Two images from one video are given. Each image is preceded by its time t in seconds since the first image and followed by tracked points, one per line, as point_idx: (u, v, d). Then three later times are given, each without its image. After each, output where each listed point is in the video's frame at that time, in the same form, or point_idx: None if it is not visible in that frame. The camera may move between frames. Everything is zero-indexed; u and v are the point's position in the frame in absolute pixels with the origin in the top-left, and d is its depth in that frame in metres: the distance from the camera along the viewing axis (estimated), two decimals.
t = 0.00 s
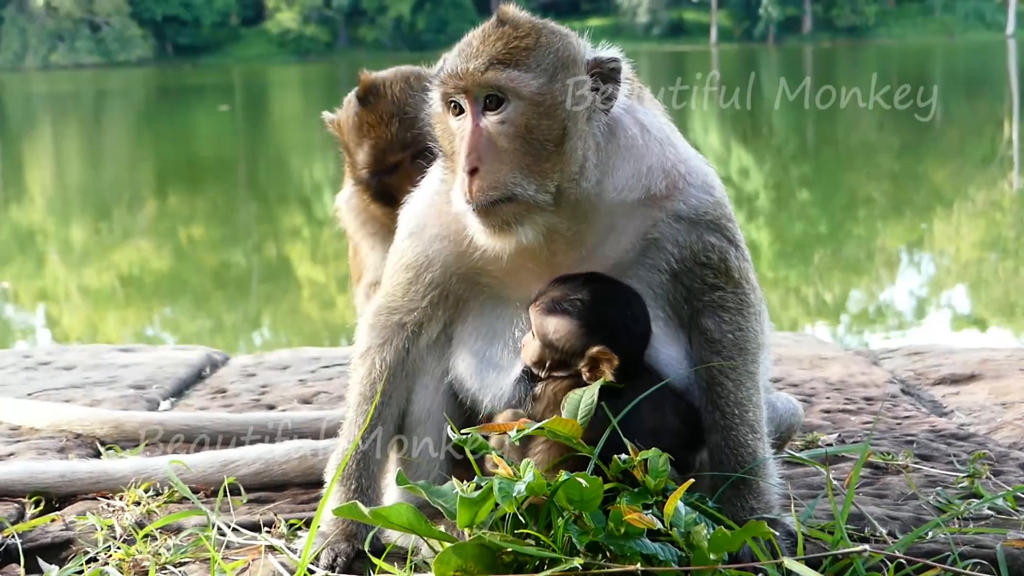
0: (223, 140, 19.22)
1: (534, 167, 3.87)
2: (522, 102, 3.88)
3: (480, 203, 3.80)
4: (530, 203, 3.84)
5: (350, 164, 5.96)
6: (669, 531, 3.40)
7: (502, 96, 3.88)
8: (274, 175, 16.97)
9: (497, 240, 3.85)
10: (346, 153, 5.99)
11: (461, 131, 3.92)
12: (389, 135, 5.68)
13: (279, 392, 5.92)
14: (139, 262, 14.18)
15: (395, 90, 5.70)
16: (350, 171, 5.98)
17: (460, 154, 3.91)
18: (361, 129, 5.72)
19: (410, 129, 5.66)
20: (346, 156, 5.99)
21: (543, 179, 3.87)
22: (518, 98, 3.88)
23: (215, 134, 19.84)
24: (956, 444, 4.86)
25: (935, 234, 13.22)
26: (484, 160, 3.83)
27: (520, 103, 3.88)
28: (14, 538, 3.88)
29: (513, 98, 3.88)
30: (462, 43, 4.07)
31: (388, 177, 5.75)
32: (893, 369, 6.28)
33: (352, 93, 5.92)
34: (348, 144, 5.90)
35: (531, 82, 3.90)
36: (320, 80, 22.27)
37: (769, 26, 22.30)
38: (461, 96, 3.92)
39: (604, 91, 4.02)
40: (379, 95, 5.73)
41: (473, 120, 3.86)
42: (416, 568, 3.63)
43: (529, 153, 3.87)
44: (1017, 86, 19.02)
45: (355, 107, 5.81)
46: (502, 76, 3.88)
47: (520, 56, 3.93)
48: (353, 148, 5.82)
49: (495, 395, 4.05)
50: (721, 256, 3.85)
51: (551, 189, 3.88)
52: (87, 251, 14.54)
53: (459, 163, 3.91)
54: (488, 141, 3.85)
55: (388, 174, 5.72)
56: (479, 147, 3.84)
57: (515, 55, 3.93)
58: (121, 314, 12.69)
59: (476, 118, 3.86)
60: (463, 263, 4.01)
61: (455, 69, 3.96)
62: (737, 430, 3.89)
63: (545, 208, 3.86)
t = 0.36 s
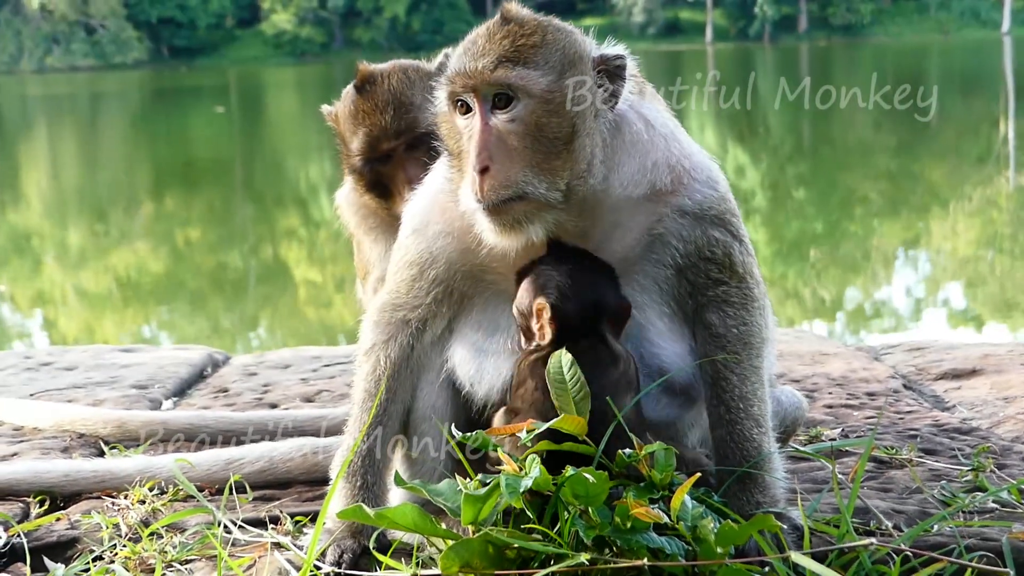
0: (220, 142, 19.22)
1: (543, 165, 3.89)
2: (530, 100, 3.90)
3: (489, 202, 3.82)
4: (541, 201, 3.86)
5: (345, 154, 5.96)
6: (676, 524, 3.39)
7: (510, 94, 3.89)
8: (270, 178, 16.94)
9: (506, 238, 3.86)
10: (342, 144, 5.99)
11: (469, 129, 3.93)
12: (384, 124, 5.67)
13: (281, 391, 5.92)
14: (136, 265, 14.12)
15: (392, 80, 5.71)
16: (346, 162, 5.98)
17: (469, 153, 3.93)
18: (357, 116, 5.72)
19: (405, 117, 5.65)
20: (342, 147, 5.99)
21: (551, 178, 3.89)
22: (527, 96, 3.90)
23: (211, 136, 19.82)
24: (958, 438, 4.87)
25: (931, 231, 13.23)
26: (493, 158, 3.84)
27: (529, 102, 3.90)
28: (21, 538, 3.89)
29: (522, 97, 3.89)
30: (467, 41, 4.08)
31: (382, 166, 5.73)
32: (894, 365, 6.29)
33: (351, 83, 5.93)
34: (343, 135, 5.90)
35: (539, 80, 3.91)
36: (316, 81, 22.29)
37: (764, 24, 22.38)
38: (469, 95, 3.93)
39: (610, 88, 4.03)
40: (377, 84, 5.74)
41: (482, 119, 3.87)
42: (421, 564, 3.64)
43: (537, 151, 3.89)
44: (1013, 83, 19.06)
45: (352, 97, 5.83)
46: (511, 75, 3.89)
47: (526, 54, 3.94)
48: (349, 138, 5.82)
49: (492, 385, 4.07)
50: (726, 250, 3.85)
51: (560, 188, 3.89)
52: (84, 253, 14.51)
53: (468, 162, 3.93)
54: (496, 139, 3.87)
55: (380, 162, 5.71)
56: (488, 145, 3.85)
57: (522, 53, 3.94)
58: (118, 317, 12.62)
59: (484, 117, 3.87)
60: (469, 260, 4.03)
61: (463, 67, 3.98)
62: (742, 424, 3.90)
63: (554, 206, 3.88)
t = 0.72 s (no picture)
0: (217, 137, 19.18)
1: (552, 161, 3.88)
2: (539, 96, 3.86)
3: (496, 197, 3.81)
4: (549, 197, 3.85)
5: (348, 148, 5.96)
6: (682, 517, 3.37)
7: (519, 91, 3.86)
8: (266, 175, 16.88)
9: (513, 234, 3.86)
10: (344, 137, 5.99)
11: (477, 125, 3.91)
12: (387, 117, 5.67)
13: (282, 384, 5.92)
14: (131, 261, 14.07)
15: (394, 73, 5.70)
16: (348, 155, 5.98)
17: (477, 149, 3.91)
18: (359, 110, 5.73)
19: (407, 110, 5.64)
20: (345, 141, 5.99)
21: (560, 173, 3.87)
22: (536, 92, 3.86)
23: (207, 131, 19.79)
24: (961, 433, 4.87)
25: (928, 229, 13.23)
26: (501, 155, 3.82)
27: (539, 97, 3.86)
28: (24, 529, 3.90)
29: (531, 93, 3.86)
30: (474, 35, 4.05)
31: (385, 159, 5.74)
32: (895, 360, 6.29)
33: (353, 78, 5.94)
34: (346, 129, 5.90)
35: (548, 75, 3.88)
36: (313, 78, 22.27)
37: (761, 22, 22.44)
38: (477, 90, 3.91)
39: (617, 83, 4.02)
40: (379, 77, 5.73)
41: (490, 115, 3.85)
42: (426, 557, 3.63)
43: (546, 147, 3.87)
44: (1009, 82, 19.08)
45: (355, 90, 5.83)
46: (519, 69, 3.86)
47: (535, 49, 3.90)
48: (352, 132, 5.82)
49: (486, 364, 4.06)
50: (731, 243, 3.85)
51: (568, 183, 3.88)
52: (80, 249, 14.47)
53: (476, 158, 3.90)
54: (505, 135, 3.85)
55: (384, 155, 5.71)
56: (496, 141, 3.84)
57: (532, 46, 3.90)
58: (113, 313, 12.54)
59: (493, 112, 3.85)
60: (473, 252, 4.03)
61: (472, 62, 3.95)
62: (747, 418, 3.90)
63: (563, 201, 3.87)
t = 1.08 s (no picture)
0: (213, 134, 19.16)
1: (553, 162, 3.85)
2: (541, 97, 3.84)
3: (497, 197, 3.78)
4: (550, 197, 3.83)
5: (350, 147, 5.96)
6: (685, 519, 3.36)
7: (521, 91, 3.85)
8: (262, 171, 16.83)
9: (514, 233, 3.84)
10: (346, 137, 5.99)
11: (478, 125, 3.88)
12: (388, 115, 5.67)
13: (282, 382, 5.92)
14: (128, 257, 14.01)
15: (395, 71, 5.70)
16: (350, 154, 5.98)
17: (477, 147, 3.88)
18: (361, 108, 5.73)
19: (409, 109, 5.65)
20: (347, 140, 5.99)
21: (561, 172, 3.85)
22: (537, 92, 3.84)
23: (204, 128, 19.77)
24: (961, 430, 4.88)
25: (925, 225, 13.24)
26: (503, 155, 3.80)
27: (541, 96, 3.84)
28: (24, 527, 3.90)
29: (533, 93, 3.84)
30: (473, 32, 4.02)
31: (387, 157, 5.73)
32: (894, 356, 6.30)
33: (355, 77, 5.94)
34: (348, 128, 5.90)
35: (550, 75, 3.86)
36: (309, 75, 22.26)
37: (757, 18, 22.44)
38: (478, 88, 3.88)
39: (616, 81, 4.00)
40: (381, 76, 5.74)
41: (492, 113, 3.82)
42: (427, 555, 3.63)
43: (547, 146, 3.85)
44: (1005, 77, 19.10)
45: (356, 88, 5.83)
46: (521, 69, 3.84)
47: (535, 48, 3.89)
48: (353, 130, 5.82)
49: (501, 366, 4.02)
50: (731, 241, 3.87)
51: (569, 182, 3.86)
52: (76, 246, 14.44)
53: (476, 158, 3.88)
54: (506, 134, 3.82)
55: (386, 153, 5.71)
56: (498, 141, 3.81)
57: (533, 46, 3.88)
58: (110, 310, 12.48)
59: (494, 112, 3.82)
60: (472, 250, 4.03)
61: (472, 61, 3.92)
62: (751, 414, 3.94)
63: (563, 201, 3.86)
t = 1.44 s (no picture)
0: (207, 132, 19.14)
1: (566, 162, 3.89)
2: (557, 98, 3.87)
3: (514, 198, 3.80)
4: (563, 197, 3.86)
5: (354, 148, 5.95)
6: (682, 513, 3.35)
7: (537, 91, 3.87)
8: (257, 170, 16.81)
9: (524, 232, 3.85)
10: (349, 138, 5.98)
11: (491, 124, 3.90)
12: (394, 117, 5.64)
13: (278, 378, 5.92)
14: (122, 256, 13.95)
15: (400, 74, 5.69)
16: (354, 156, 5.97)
17: (490, 147, 3.90)
18: (365, 111, 5.71)
19: (415, 111, 5.61)
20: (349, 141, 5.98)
21: (575, 172, 3.89)
22: (551, 93, 3.87)
23: (199, 126, 19.75)
24: (958, 425, 4.89)
25: (919, 222, 13.26)
26: (520, 155, 3.82)
27: (557, 98, 3.87)
28: (20, 525, 3.92)
29: (550, 94, 3.87)
30: (478, 29, 4.02)
31: (392, 159, 5.72)
32: (890, 353, 6.30)
33: (358, 77, 5.93)
34: (351, 129, 5.88)
35: (563, 77, 3.89)
36: (304, 74, 22.26)
37: (751, 16, 22.48)
38: (491, 88, 3.90)
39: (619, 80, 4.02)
40: (386, 77, 5.72)
41: (509, 115, 3.85)
42: (425, 551, 3.64)
43: (562, 147, 3.88)
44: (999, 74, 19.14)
45: (360, 89, 5.81)
46: (534, 70, 3.86)
47: (549, 47, 3.91)
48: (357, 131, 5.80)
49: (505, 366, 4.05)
50: (728, 237, 3.87)
51: (581, 182, 3.90)
52: (71, 245, 14.40)
53: (489, 157, 3.89)
54: (522, 133, 3.86)
55: (390, 156, 5.70)
56: (514, 141, 3.83)
57: (545, 46, 3.91)
58: (105, 308, 12.42)
59: (510, 112, 3.85)
60: (472, 248, 4.04)
61: (483, 60, 3.93)
62: (747, 410, 3.94)
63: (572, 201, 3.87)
